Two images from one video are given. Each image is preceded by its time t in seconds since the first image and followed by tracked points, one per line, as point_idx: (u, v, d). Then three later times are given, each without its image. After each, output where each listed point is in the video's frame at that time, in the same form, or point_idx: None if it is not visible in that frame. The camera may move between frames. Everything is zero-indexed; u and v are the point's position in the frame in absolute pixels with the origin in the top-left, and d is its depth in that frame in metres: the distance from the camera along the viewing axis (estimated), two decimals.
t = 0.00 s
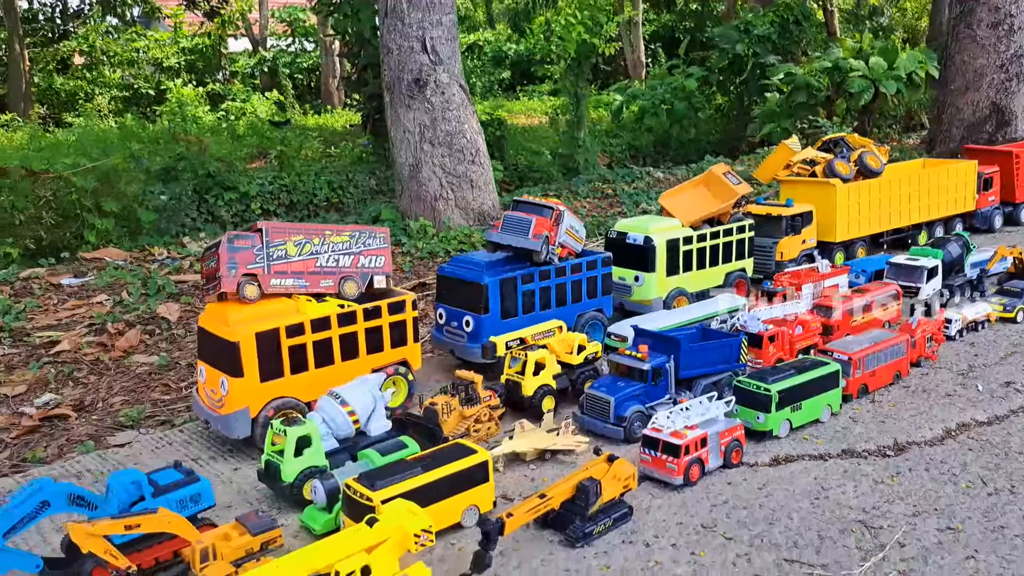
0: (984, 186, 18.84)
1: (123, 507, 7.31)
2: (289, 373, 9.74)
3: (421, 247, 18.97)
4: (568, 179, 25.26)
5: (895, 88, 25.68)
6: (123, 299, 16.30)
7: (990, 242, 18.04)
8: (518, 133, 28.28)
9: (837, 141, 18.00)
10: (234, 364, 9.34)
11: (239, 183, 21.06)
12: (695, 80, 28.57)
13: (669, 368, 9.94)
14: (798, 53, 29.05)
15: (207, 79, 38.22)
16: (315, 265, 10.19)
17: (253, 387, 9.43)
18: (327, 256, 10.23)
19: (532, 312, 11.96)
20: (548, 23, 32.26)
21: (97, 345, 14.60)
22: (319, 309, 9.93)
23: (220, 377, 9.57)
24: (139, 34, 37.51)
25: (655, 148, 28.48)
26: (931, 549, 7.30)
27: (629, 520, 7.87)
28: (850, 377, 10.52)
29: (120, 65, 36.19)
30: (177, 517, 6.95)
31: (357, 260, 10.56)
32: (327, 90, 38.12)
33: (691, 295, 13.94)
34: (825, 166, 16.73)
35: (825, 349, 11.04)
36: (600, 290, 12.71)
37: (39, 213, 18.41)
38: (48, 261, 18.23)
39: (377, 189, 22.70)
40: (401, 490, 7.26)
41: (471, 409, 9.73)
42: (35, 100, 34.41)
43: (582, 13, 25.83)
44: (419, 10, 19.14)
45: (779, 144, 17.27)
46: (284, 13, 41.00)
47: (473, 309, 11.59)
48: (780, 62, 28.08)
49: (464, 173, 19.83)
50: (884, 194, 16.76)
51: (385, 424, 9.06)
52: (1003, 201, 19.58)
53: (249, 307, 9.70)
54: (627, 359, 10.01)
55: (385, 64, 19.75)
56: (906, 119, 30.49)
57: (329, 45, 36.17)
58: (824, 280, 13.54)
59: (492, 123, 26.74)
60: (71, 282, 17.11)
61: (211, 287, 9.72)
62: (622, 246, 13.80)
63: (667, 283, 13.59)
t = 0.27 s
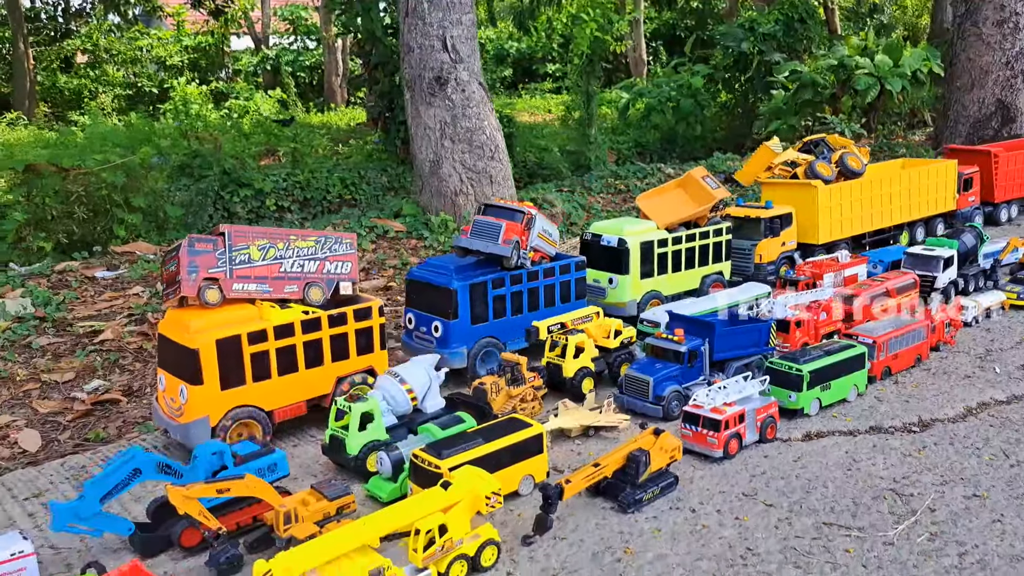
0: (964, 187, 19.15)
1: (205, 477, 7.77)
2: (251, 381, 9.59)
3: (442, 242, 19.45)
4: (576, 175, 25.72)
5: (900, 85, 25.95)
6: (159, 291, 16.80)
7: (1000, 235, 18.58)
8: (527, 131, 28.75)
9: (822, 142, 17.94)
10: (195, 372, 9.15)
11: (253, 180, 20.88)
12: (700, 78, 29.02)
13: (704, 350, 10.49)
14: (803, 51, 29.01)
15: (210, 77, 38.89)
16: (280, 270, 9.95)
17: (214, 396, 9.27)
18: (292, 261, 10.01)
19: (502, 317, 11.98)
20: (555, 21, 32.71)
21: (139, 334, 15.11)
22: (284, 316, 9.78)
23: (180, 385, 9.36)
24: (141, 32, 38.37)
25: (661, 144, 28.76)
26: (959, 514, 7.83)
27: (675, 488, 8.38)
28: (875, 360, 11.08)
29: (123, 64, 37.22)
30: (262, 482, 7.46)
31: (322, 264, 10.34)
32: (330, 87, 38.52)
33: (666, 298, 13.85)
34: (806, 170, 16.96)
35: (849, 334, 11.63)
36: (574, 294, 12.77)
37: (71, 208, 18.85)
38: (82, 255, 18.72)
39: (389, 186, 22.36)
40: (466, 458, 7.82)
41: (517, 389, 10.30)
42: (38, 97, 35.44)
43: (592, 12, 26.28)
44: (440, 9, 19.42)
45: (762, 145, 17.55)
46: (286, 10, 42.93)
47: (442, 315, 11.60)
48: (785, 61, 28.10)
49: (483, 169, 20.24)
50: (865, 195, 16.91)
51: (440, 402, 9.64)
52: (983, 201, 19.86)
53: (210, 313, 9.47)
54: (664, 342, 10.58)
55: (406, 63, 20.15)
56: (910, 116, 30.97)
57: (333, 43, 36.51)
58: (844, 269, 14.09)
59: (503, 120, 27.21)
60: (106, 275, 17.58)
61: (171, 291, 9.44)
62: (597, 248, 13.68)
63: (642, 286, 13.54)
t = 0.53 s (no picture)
0: (947, 190, 18.93)
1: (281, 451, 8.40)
2: (216, 393, 9.33)
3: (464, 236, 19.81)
4: (583, 174, 26.04)
5: (906, 83, 26.85)
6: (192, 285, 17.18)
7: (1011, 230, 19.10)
8: (536, 129, 29.11)
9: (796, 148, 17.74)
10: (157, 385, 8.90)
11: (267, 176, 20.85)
12: (707, 76, 29.48)
13: (738, 338, 11.05)
14: (807, 49, 29.82)
15: (214, 76, 39.25)
16: (247, 279, 9.79)
17: (176, 409, 9.00)
18: (260, 270, 9.86)
19: (475, 323, 11.93)
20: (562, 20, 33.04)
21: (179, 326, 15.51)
22: (249, 325, 9.55)
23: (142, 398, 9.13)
24: (145, 31, 38.63)
25: (668, 142, 29.09)
26: (989, 487, 8.35)
27: (719, 465, 8.85)
28: (900, 347, 11.61)
29: (125, 62, 37.24)
30: (337, 455, 8.02)
31: (292, 273, 10.14)
32: (333, 85, 38.76)
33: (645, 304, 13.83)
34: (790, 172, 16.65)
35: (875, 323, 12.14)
36: (550, 299, 12.79)
37: (102, 205, 19.11)
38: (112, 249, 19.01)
39: (401, 184, 22.73)
40: (527, 434, 8.34)
41: (561, 373, 10.80)
42: (43, 96, 35.15)
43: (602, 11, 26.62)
44: (461, 9, 19.99)
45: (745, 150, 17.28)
46: (289, 11, 43.87)
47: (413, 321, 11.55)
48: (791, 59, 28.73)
49: (503, 165, 20.75)
50: (851, 199, 16.71)
51: (491, 384, 10.19)
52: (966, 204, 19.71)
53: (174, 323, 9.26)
54: (700, 330, 11.14)
55: (428, 61, 20.65)
56: (914, 114, 31.45)
57: (336, 43, 36.76)
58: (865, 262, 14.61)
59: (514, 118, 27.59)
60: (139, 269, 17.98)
61: (135, 303, 9.27)
62: (576, 253, 13.75)
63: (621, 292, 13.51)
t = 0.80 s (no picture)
0: (938, 192, 18.41)
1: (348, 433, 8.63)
2: (176, 407, 9.02)
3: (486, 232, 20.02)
4: (592, 173, 26.25)
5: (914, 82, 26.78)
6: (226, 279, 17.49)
7: None
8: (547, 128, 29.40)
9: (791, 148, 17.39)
10: (115, 399, 8.57)
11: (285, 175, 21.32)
12: (715, 75, 29.67)
13: (773, 328, 11.48)
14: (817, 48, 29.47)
15: (218, 74, 39.49)
16: (212, 288, 9.36)
17: (135, 423, 8.71)
18: (226, 279, 9.43)
19: (451, 333, 11.50)
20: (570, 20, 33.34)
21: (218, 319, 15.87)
22: (212, 337, 9.20)
23: (100, 411, 8.80)
24: (149, 30, 38.97)
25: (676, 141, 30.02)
26: (1022, 467, 8.75)
27: (761, 448, 9.24)
28: (929, 337, 12.00)
29: (131, 61, 37.98)
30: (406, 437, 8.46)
31: (259, 282, 9.72)
32: (338, 85, 38.99)
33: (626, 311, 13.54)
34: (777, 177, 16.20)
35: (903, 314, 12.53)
36: (528, 308, 12.30)
37: (133, 201, 19.51)
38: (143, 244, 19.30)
39: (414, 181, 23.17)
40: (581, 417, 8.76)
41: (602, 361, 11.14)
42: (48, 95, 36.41)
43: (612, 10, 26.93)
44: (482, 10, 20.30)
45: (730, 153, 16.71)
46: (292, 8, 43.74)
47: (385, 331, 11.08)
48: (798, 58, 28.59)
49: (523, 163, 21.15)
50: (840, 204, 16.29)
51: (537, 372, 10.63)
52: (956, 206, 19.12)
53: (134, 335, 8.87)
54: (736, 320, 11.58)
55: (449, 61, 20.99)
56: (921, 114, 31.76)
57: (341, 42, 36.89)
58: (888, 256, 14.99)
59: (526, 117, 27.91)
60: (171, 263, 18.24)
61: (94, 312, 8.87)
62: (554, 259, 13.43)
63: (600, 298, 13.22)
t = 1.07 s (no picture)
0: (930, 192, 18.32)
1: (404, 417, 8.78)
2: (126, 421, 8.43)
3: (506, 226, 20.11)
4: (601, 169, 26.32)
5: (922, 80, 27.26)
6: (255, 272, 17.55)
7: None
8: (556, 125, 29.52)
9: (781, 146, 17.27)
10: (57, 413, 8.01)
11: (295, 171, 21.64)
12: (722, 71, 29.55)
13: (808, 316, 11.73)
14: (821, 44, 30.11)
15: (221, 72, 39.75)
16: (166, 295, 8.76)
17: (81, 438, 8.14)
18: (180, 285, 8.83)
19: (423, 341, 11.09)
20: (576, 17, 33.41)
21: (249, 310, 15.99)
22: (164, 346, 8.61)
23: (45, 426, 8.24)
24: (151, 27, 38.89)
25: (683, 139, 29.25)
26: None
27: (804, 431, 9.47)
28: (960, 325, 12.22)
29: (136, 59, 37.45)
30: (462, 418, 8.69)
31: (217, 287, 9.11)
32: (341, 82, 38.99)
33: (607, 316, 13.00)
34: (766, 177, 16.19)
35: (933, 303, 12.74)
36: (504, 313, 11.99)
37: (157, 195, 19.63)
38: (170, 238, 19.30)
39: (425, 177, 23.42)
40: (630, 400, 8.95)
41: (641, 348, 11.42)
42: (53, 92, 35.99)
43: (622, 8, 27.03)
44: (501, 6, 20.59)
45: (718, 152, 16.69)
46: (295, 7, 43.52)
47: (355, 341, 10.67)
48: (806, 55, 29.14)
49: (542, 158, 21.32)
50: (829, 205, 16.14)
51: (580, 358, 10.88)
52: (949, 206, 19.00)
53: (81, 344, 8.29)
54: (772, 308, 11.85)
55: (467, 57, 21.22)
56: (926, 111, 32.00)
57: (345, 39, 36.88)
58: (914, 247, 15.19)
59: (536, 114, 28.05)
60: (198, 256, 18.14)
61: (39, 321, 8.31)
62: (534, 264, 12.85)
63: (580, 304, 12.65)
